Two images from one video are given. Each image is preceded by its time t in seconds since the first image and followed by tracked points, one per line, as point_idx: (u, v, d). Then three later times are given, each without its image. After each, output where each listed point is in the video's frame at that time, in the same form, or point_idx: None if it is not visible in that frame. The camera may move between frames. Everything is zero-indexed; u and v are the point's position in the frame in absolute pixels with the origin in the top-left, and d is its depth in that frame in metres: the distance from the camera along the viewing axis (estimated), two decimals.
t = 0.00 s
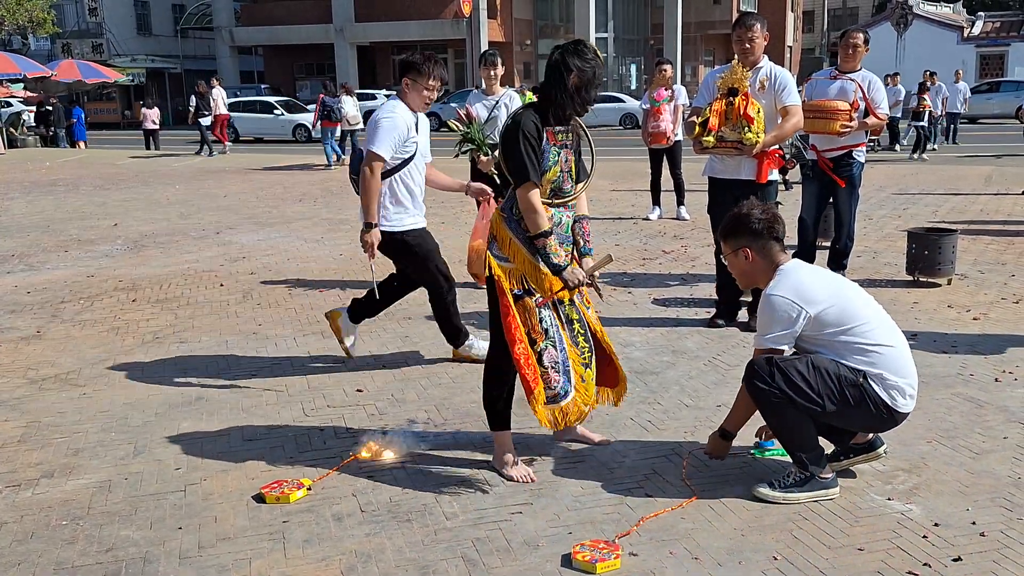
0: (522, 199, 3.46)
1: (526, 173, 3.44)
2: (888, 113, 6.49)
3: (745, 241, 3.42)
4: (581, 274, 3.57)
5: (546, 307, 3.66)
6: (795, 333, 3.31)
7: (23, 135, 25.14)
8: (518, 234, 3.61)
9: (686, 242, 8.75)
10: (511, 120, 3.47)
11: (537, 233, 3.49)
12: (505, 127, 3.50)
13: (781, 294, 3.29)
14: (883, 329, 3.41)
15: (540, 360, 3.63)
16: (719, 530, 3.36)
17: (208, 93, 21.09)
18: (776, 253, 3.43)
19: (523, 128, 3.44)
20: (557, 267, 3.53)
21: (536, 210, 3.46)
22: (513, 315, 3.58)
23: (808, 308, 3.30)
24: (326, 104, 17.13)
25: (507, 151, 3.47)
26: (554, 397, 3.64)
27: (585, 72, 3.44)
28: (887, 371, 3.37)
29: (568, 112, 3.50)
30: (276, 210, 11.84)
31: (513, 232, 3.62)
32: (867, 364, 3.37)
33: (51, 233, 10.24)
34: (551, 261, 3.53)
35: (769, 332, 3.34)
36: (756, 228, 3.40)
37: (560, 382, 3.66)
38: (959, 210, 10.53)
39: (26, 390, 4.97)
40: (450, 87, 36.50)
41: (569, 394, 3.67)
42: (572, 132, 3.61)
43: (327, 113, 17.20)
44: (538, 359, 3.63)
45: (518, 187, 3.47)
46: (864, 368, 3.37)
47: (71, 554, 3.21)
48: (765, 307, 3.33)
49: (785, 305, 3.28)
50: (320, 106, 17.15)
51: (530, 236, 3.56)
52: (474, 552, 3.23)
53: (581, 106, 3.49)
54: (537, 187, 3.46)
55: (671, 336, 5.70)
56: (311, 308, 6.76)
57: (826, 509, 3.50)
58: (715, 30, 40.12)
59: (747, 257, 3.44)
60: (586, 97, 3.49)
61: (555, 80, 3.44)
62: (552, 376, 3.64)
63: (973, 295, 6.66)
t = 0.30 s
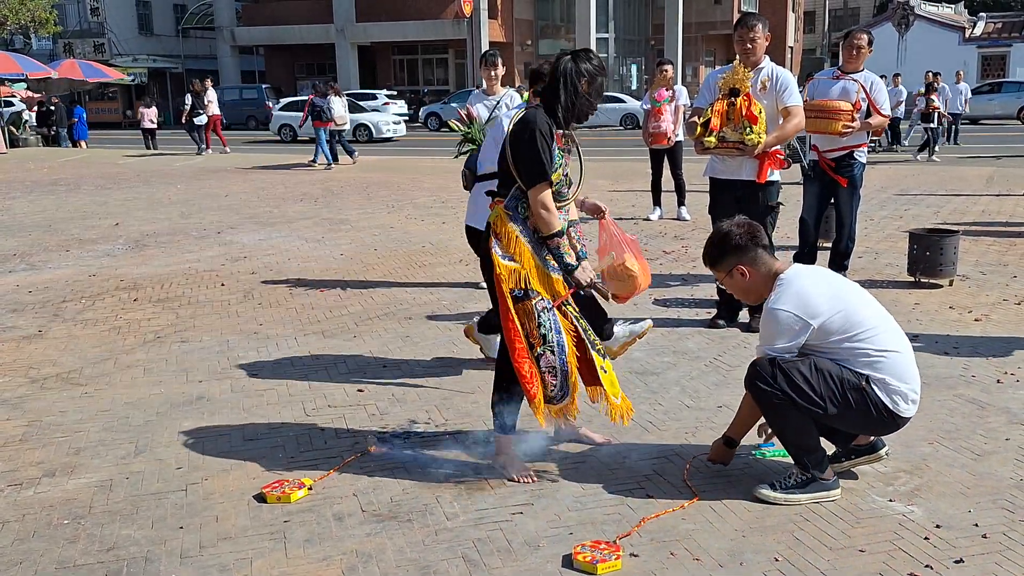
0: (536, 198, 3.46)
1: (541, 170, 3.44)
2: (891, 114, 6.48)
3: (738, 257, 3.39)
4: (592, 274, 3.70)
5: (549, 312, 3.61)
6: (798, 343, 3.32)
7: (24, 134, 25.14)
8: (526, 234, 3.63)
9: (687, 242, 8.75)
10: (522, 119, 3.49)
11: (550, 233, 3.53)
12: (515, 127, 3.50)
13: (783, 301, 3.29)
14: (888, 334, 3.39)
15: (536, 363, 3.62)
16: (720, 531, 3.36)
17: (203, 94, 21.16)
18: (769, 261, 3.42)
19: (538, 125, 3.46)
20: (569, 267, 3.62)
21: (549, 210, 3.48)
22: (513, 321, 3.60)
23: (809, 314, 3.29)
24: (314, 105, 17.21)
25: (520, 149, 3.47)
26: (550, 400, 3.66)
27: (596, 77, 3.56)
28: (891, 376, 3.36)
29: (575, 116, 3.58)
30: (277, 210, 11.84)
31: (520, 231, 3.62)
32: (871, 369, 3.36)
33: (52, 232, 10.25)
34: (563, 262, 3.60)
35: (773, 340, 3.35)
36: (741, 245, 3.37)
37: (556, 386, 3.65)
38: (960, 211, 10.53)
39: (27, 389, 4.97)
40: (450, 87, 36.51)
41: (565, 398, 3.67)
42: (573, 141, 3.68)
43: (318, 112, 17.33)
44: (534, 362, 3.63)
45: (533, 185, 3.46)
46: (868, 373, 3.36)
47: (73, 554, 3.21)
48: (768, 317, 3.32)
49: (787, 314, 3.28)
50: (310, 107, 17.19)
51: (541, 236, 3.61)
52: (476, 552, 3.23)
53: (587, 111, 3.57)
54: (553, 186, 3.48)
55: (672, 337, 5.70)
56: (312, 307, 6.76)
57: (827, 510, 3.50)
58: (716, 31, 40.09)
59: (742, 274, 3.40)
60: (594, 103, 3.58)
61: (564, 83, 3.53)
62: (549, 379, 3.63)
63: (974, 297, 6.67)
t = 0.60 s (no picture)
0: (542, 208, 3.45)
1: (550, 181, 3.43)
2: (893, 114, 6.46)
3: (740, 266, 3.33)
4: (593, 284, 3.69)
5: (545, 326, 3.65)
6: (797, 347, 3.31)
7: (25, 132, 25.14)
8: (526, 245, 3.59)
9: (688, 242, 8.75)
10: (525, 128, 3.45)
11: (555, 244, 3.54)
12: (518, 136, 3.45)
13: (784, 306, 3.25)
14: (888, 334, 3.38)
15: (528, 380, 3.66)
16: (721, 530, 3.36)
17: (196, 91, 21.16)
18: (768, 264, 3.38)
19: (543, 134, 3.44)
20: (572, 276, 3.60)
21: (555, 220, 3.49)
22: (510, 333, 3.56)
23: (809, 318, 3.27)
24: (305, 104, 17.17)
25: (527, 157, 3.42)
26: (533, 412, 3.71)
27: (588, 92, 3.63)
28: (892, 376, 3.35)
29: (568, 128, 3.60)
30: (278, 209, 11.84)
31: (520, 241, 3.57)
32: (873, 370, 3.36)
33: (53, 231, 10.24)
34: (564, 273, 3.60)
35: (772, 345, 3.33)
36: (742, 253, 3.33)
37: (541, 403, 3.72)
38: (961, 211, 10.53)
39: (28, 388, 4.97)
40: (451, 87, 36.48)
41: (549, 414, 3.74)
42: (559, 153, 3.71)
43: (306, 111, 17.28)
44: (527, 377, 3.65)
45: (541, 195, 3.44)
46: (868, 374, 3.36)
47: (72, 552, 3.21)
48: (768, 323, 3.29)
49: (787, 320, 3.25)
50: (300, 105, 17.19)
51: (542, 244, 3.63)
52: (476, 552, 3.23)
53: (578, 124, 3.62)
54: (558, 198, 3.49)
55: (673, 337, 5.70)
56: (313, 307, 6.76)
57: (827, 510, 3.50)
58: (718, 31, 40.04)
59: (746, 282, 3.35)
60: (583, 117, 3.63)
61: (561, 95, 3.55)
62: (537, 395, 3.69)
63: (975, 297, 6.66)
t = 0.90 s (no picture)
0: (542, 215, 3.48)
1: (548, 187, 3.46)
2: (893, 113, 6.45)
3: (738, 271, 3.30)
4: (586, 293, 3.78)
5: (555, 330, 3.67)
6: (799, 347, 3.32)
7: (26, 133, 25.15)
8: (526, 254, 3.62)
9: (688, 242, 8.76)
10: (522, 135, 3.46)
11: (550, 252, 3.60)
12: (515, 143, 3.46)
13: (784, 307, 3.26)
14: (890, 334, 3.38)
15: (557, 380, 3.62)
16: (721, 531, 3.35)
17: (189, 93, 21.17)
18: (764, 267, 3.35)
19: (540, 141, 3.46)
20: (566, 284, 3.69)
21: (554, 227, 3.54)
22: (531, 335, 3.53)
23: (810, 320, 3.28)
24: (297, 106, 17.24)
25: (524, 164, 3.44)
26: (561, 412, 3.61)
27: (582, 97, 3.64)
28: (893, 377, 3.36)
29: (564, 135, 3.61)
30: (278, 209, 11.84)
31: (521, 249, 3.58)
32: (874, 370, 3.36)
33: (53, 232, 10.25)
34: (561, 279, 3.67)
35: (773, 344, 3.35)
36: (736, 256, 3.29)
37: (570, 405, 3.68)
38: (962, 211, 10.53)
39: (29, 389, 4.98)
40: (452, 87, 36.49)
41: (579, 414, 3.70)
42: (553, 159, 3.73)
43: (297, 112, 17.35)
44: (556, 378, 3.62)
45: (540, 202, 3.46)
46: (869, 374, 3.37)
47: (73, 553, 3.21)
48: (770, 323, 3.30)
49: (788, 321, 3.26)
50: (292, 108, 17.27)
51: (539, 253, 3.66)
52: (476, 552, 3.23)
53: (573, 131, 3.62)
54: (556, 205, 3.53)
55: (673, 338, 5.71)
56: (313, 307, 6.77)
57: (828, 510, 3.49)
58: (718, 31, 40.04)
59: (747, 287, 3.32)
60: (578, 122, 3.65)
61: (555, 105, 3.55)
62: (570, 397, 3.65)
63: (975, 297, 6.67)
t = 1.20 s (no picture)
0: (542, 217, 3.48)
1: (548, 189, 3.46)
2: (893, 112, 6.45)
3: (738, 270, 3.30)
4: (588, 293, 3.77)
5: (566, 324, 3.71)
6: (801, 344, 3.32)
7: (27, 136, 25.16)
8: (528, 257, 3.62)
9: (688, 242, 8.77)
10: (523, 137, 3.47)
11: (551, 253, 3.59)
12: (515, 145, 3.46)
13: (787, 300, 3.26)
14: (893, 332, 3.39)
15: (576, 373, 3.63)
16: (724, 530, 3.36)
17: (184, 95, 21.19)
18: (765, 266, 3.36)
19: (541, 143, 3.46)
20: (568, 285, 3.68)
21: (555, 229, 3.54)
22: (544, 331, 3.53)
23: (813, 314, 3.28)
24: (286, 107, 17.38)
25: (525, 166, 3.44)
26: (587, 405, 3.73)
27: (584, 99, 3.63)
28: (897, 374, 3.37)
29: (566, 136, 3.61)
30: (280, 211, 11.85)
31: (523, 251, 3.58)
32: (877, 367, 3.37)
33: (55, 234, 10.26)
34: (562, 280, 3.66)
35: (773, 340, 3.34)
36: (736, 257, 3.31)
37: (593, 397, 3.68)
38: (963, 209, 10.53)
39: (31, 391, 4.98)
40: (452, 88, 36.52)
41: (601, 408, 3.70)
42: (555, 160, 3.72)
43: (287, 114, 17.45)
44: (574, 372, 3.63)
45: (540, 204, 3.47)
46: (873, 371, 3.37)
47: (76, 554, 3.22)
48: (772, 317, 3.30)
49: (791, 314, 3.26)
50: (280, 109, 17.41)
51: (539, 254, 3.65)
52: (479, 553, 3.23)
53: (575, 133, 3.61)
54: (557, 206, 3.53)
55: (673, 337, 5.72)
56: (315, 308, 6.78)
57: (830, 510, 3.49)
58: (718, 30, 40.01)
59: (747, 286, 3.31)
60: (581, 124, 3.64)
61: (557, 107, 3.55)
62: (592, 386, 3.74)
63: (977, 295, 6.67)
